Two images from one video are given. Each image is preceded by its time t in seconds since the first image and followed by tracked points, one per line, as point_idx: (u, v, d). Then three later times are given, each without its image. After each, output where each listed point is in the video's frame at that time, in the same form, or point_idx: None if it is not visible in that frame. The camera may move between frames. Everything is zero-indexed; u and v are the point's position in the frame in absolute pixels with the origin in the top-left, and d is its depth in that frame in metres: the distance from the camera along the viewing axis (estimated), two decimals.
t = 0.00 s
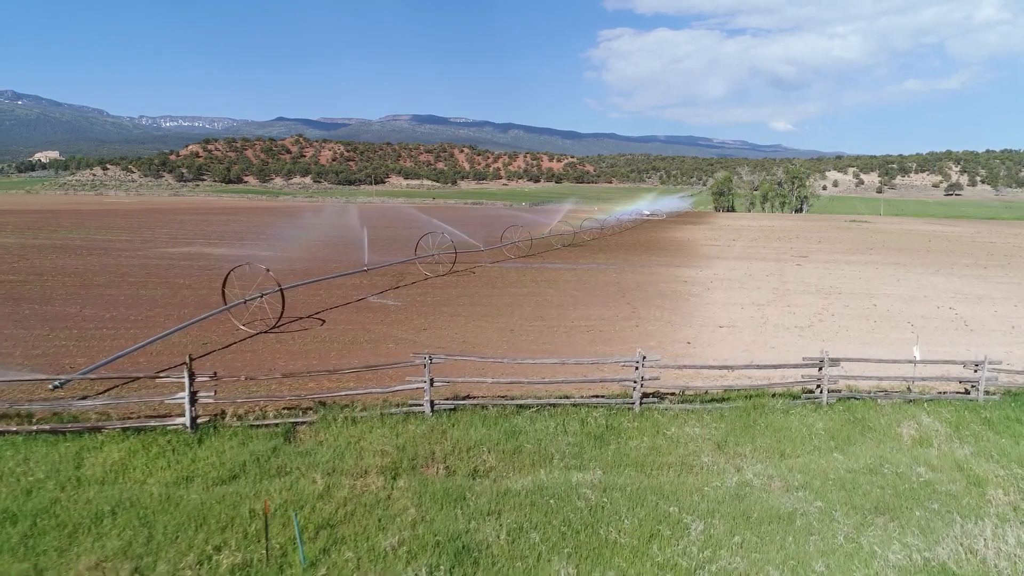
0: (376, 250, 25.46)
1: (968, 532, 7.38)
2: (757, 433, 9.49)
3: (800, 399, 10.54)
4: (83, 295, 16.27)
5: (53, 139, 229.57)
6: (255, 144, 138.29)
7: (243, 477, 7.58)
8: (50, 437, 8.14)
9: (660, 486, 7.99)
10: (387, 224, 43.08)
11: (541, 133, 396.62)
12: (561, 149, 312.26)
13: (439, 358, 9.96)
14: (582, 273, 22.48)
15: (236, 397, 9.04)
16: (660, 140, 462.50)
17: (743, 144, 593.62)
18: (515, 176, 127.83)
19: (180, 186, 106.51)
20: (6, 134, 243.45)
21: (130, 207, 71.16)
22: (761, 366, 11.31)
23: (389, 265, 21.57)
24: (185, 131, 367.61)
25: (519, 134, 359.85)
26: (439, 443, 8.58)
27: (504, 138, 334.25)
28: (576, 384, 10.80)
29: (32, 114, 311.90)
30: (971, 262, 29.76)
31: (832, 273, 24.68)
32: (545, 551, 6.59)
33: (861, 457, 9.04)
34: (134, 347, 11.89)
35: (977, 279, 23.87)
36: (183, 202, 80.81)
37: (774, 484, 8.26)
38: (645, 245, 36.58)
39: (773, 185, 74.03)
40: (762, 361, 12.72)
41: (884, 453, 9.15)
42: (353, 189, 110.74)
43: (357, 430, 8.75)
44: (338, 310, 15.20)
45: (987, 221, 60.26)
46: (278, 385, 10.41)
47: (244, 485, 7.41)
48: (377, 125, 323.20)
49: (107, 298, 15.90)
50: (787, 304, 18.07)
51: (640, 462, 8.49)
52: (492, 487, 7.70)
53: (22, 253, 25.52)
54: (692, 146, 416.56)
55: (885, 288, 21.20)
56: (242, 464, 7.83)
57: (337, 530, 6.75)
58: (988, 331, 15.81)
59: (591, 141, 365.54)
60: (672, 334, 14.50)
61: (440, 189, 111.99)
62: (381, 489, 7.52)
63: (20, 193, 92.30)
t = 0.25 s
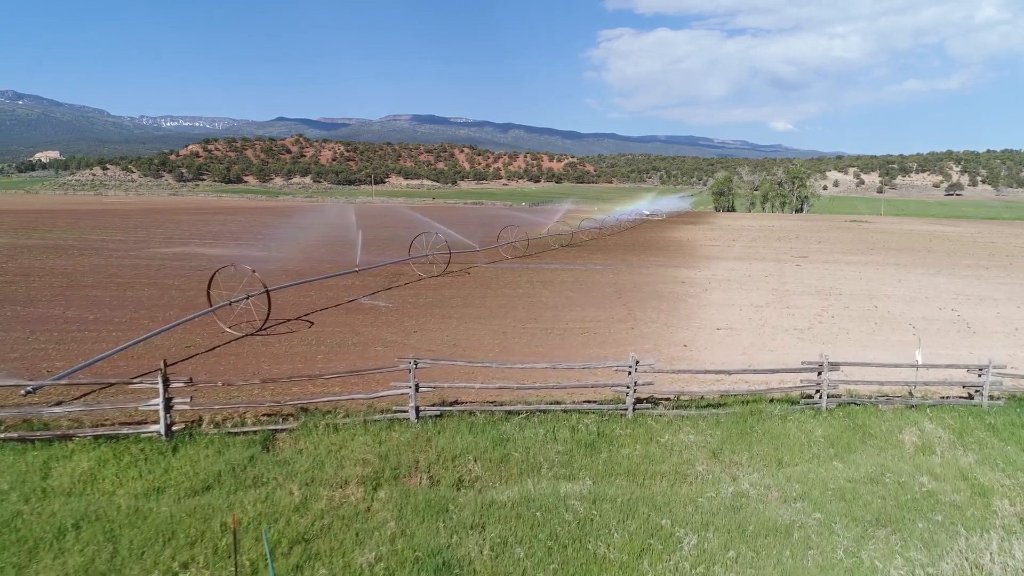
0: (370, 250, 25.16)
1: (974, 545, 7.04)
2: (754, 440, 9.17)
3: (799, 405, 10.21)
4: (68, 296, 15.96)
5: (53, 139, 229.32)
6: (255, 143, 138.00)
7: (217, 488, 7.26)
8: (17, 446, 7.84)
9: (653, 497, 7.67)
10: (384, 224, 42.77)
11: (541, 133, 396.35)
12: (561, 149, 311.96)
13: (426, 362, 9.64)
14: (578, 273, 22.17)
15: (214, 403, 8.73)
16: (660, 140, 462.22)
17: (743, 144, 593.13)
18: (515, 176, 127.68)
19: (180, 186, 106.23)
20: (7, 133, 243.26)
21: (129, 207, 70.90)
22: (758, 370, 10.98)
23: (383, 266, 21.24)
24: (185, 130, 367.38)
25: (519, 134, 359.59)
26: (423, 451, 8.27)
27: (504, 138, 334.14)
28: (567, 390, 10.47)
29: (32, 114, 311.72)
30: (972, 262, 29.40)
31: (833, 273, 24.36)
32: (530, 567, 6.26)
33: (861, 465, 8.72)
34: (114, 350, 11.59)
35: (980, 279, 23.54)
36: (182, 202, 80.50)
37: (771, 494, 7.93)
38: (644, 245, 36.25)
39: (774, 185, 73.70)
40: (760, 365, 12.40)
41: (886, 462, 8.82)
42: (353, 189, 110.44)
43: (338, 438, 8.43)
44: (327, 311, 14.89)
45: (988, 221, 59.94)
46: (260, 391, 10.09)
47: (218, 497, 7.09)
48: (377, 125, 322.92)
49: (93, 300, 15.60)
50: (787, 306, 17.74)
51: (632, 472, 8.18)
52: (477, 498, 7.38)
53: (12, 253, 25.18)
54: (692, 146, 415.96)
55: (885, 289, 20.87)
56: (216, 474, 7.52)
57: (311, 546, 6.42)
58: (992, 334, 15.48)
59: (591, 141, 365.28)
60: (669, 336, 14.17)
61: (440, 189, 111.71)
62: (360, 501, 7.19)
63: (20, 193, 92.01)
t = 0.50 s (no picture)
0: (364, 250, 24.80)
1: (982, 563, 6.65)
2: (751, 449, 8.80)
3: (798, 412, 9.84)
4: (51, 298, 15.61)
5: (54, 139, 229.15)
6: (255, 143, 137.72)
7: (185, 503, 6.90)
8: None
9: (644, 511, 7.29)
10: (381, 224, 42.41)
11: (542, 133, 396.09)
12: (561, 149, 311.65)
13: (409, 368, 9.27)
14: (574, 274, 21.80)
15: (186, 411, 8.37)
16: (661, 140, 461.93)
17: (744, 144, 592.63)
18: (516, 176, 127.31)
19: (180, 185, 105.93)
20: (7, 133, 243.10)
21: (128, 207, 70.61)
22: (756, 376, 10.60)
23: (376, 266, 20.88)
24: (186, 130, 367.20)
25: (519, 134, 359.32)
26: (404, 462, 7.89)
27: (505, 138, 333.90)
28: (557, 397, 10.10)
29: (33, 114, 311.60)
30: (975, 263, 29.01)
31: (833, 274, 23.98)
32: None
33: (863, 476, 8.34)
34: (91, 355, 11.25)
35: (982, 280, 23.15)
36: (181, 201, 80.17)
37: (767, 508, 7.56)
38: (643, 245, 35.88)
39: (774, 185, 73.31)
40: (758, 370, 12.03)
41: (888, 472, 8.44)
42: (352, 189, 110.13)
43: (315, 447, 8.06)
44: (315, 314, 14.53)
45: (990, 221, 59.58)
46: (238, 397, 9.74)
47: (184, 512, 6.72)
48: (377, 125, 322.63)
49: (75, 302, 15.24)
50: (786, 308, 17.36)
51: (623, 484, 7.80)
52: (458, 513, 7.01)
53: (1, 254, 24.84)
54: (692, 146, 415.53)
55: (886, 290, 20.51)
56: (185, 487, 7.15)
57: (279, 565, 6.04)
58: (996, 337, 15.09)
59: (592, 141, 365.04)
60: (664, 340, 13.80)
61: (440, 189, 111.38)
62: (334, 516, 6.83)
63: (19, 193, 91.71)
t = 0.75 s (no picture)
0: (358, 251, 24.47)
1: None
2: (748, 458, 8.47)
3: (797, 419, 9.51)
4: (35, 300, 15.28)
5: (54, 138, 228.88)
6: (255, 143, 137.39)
7: (154, 517, 6.57)
8: None
9: (635, 524, 6.96)
10: (377, 224, 42.08)
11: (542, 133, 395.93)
12: (562, 150, 311.66)
13: (394, 373, 8.94)
14: (571, 275, 21.48)
15: (160, 419, 8.03)
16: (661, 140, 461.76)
17: (744, 144, 592.21)
18: (516, 176, 127.00)
19: (180, 185, 105.60)
20: (7, 133, 242.83)
21: (126, 207, 70.29)
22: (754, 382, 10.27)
23: (369, 267, 20.54)
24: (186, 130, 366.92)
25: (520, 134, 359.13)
26: (386, 473, 7.56)
27: (505, 138, 333.71)
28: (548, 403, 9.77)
29: (33, 113, 311.43)
30: (976, 264, 28.69)
31: (833, 275, 23.68)
32: None
33: (865, 486, 8.00)
34: (69, 359, 10.92)
35: (984, 281, 22.86)
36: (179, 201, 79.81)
37: (765, 521, 7.22)
38: (642, 246, 35.58)
39: (775, 185, 73.01)
40: (756, 375, 11.70)
41: (891, 483, 8.10)
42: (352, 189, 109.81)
43: (294, 457, 7.73)
44: (303, 316, 14.21)
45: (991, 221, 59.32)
46: (218, 403, 9.41)
47: (151, 527, 6.39)
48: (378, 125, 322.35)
49: (59, 303, 14.91)
50: (786, 309, 17.04)
51: (614, 495, 7.47)
52: (440, 527, 6.68)
53: None
54: (693, 146, 415.16)
55: (888, 292, 20.17)
56: (155, 500, 6.82)
57: None
58: (1000, 339, 14.77)
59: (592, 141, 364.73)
60: (661, 343, 13.48)
61: (439, 189, 111.04)
62: (310, 530, 6.51)
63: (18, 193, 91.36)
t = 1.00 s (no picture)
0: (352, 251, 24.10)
1: None
2: (745, 469, 8.08)
3: (797, 427, 9.13)
4: (17, 301, 14.93)
5: (54, 138, 228.76)
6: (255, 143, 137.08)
7: (115, 534, 6.20)
8: None
9: (625, 541, 6.57)
10: (374, 224, 41.71)
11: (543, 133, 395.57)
12: (562, 150, 311.39)
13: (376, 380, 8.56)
14: (567, 276, 21.12)
15: (128, 429, 7.67)
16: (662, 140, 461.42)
17: (745, 144, 591.44)
18: (516, 176, 126.59)
19: (179, 185, 105.30)
20: (8, 133, 242.71)
21: (124, 206, 69.97)
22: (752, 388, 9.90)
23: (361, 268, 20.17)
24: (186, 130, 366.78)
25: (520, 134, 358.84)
26: (364, 486, 7.18)
27: (506, 138, 333.42)
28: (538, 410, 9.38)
29: (34, 113, 311.39)
30: (980, 264, 28.28)
31: (835, 276, 23.30)
32: None
33: (868, 500, 7.61)
34: (43, 364, 10.55)
35: (988, 282, 22.48)
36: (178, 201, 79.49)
37: (762, 537, 6.83)
38: (641, 246, 35.21)
39: (776, 185, 72.61)
40: (755, 380, 11.32)
41: (895, 495, 7.71)
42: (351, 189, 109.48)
43: (268, 469, 7.35)
44: (290, 319, 13.83)
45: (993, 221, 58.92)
46: (193, 411, 9.03)
47: (110, 546, 6.02)
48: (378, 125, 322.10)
49: (41, 305, 14.56)
50: (786, 311, 16.66)
51: (604, 510, 7.09)
52: (417, 545, 6.29)
53: None
54: (693, 146, 414.66)
55: (890, 293, 19.78)
56: (118, 515, 6.45)
57: None
58: (1005, 343, 14.39)
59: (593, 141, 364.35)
60: (657, 346, 13.10)
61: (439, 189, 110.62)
62: (279, 549, 6.14)
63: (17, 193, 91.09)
